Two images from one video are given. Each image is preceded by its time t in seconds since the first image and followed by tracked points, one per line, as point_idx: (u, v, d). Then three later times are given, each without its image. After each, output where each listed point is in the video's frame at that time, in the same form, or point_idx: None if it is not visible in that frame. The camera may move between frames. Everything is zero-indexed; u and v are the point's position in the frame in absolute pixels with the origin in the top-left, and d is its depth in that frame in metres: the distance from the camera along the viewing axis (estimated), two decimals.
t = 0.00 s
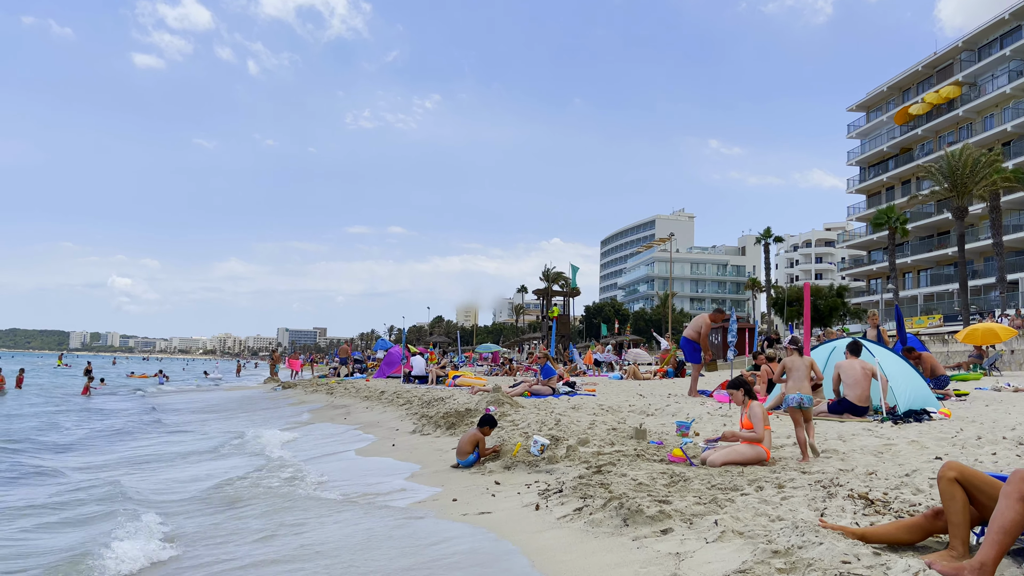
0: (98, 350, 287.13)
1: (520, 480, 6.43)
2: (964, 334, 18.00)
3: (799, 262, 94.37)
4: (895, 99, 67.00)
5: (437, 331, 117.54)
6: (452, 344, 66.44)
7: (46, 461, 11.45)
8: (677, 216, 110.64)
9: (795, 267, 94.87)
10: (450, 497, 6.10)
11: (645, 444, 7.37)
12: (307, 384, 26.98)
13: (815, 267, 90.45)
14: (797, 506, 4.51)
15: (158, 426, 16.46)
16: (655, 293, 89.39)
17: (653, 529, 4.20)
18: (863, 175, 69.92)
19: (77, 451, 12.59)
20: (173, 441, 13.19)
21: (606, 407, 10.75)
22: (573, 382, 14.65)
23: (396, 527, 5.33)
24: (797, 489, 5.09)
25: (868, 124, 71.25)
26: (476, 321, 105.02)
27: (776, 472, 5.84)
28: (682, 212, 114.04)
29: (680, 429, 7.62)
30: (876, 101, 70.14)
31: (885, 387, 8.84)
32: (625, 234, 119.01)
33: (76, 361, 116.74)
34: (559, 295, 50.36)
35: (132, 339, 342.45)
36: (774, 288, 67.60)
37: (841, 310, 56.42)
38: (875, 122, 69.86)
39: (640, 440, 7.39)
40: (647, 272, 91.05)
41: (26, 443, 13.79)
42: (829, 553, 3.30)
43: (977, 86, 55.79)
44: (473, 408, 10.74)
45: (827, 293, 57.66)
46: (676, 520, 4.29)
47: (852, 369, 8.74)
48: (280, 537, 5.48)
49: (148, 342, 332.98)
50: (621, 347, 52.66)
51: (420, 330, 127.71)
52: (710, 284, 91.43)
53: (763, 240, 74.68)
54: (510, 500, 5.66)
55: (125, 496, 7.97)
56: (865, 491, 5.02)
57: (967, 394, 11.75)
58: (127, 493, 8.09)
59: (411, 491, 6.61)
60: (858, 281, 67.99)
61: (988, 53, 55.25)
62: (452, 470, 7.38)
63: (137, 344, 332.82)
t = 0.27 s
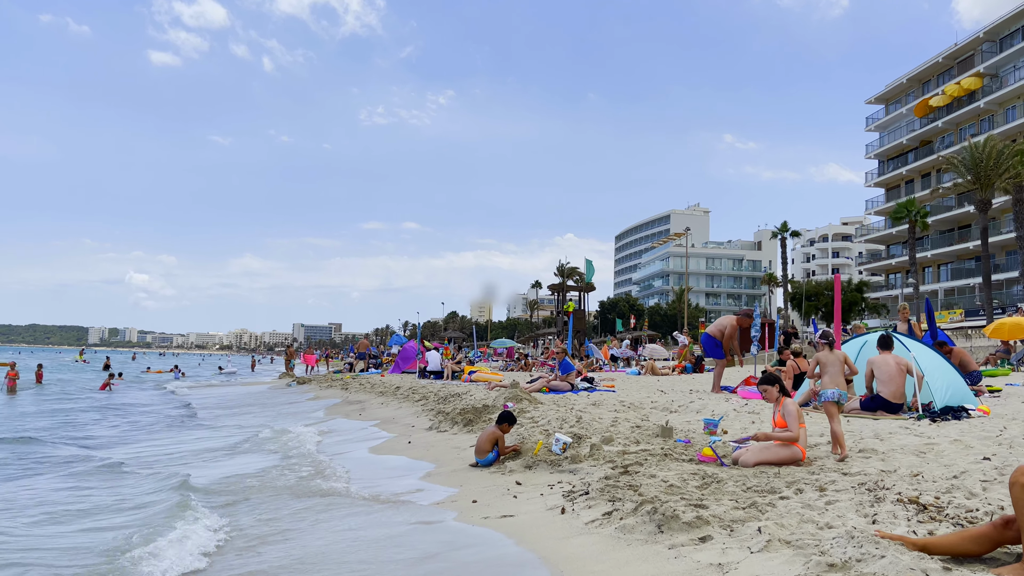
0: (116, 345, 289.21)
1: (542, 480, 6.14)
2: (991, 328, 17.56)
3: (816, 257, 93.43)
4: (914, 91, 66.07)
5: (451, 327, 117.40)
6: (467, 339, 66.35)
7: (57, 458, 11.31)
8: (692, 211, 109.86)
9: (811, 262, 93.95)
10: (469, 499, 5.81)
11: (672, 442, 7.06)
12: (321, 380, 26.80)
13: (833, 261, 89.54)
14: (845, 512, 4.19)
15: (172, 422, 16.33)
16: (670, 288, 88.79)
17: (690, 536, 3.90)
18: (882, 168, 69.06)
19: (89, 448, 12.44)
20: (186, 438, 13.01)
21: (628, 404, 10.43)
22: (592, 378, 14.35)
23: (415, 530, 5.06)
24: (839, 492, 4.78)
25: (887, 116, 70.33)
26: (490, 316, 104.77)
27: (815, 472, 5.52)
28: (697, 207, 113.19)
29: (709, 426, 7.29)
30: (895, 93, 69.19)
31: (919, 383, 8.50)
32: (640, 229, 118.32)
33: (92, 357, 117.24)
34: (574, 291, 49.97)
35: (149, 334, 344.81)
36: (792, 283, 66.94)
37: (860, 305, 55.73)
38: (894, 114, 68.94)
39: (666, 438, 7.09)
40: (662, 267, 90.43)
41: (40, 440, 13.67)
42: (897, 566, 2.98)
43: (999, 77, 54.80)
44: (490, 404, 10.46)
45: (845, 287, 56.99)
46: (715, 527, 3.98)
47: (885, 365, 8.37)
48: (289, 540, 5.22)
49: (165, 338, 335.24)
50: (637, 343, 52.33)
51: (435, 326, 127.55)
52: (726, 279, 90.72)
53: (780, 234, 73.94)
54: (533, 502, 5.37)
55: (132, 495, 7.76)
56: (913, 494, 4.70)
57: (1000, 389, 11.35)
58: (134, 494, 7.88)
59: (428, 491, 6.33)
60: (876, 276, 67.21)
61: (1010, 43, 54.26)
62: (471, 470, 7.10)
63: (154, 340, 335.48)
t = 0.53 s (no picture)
0: (130, 341, 290.99)
1: (561, 485, 5.87)
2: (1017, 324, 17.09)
3: (831, 253, 92.53)
4: (932, 84, 65.17)
5: (464, 323, 117.16)
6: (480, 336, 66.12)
7: (60, 458, 11.09)
8: (706, 206, 109.08)
9: (827, 257, 93.05)
10: (485, 505, 5.53)
11: (695, 444, 6.74)
12: (333, 377, 26.58)
13: (849, 257, 88.67)
14: (890, 525, 3.88)
15: (180, 421, 16.11)
16: (684, 284, 88.19)
17: (726, 551, 3.60)
18: (899, 162, 68.23)
19: (95, 447, 12.24)
20: (194, 437, 12.78)
21: (647, 403, 10.12)
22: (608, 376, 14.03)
23: (427, 538, 4.79)
24: (881, 501, 4.46)
25: (904, 110, 69.45)
26: (503, 313, 104.56)
27: (850, 478, 5.20)
28: (711, 202, 112.36)
29: (734, 427, 6.96)
30: (913, 86, 68.29)
31: (952, 381, 8.13)
32: (653, 224, 117.65)
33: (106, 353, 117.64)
34: (587, 287, 49.55)
35: (163, 331, 346.72)
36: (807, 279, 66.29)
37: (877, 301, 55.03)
38: (912, 108, 68.06)
39: (689, 440, 6.77)
40: (675, 263, 89.82)
41: (43, 439, 13.46)
42: None
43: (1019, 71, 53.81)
44: (504, 403, 10.17)
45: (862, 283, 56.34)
46: (752, 540, 3.68)
47: (917, 363, 8.04)
48: (294, 549, 4.95)
49: (179, 334, 337.02)
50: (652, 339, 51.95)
51: (447, 322, 127.35)
52: (740, 275, 90.01)
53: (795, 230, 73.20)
54: (552, 509, 5.08)
55: (133, 497, 7.50)
56: (962, 504, 4.37)
57: None
58: (137, 496, 7.61)
59: (442, 496, 6.06)
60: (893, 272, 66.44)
61: None
62: (485, 472, 6.82)
63: (169, 336, 337.27)
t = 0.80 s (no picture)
0: (143, 339, 292.46)
1: (574, 488, 5.57)
2: None
3: (845, 249, 91.69)
4: (948, 78, 64.36)
5: (475, 321, 116.97)
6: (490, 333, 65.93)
7: (60, 455, 10.87)
8: (718, 203, 108.40)
9: (840, 254, 92.22)
10: (495, 510, 5.23)
11: (715, 446, 6.42)
12: (343, 374, 26.35)
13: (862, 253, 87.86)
14: (936, 536, 3.55)
15: (185, 419, 15.89)
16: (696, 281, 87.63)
17: (757, 565, 3.30)
18: (914, 157, 67.48)
19: (96, 445, 12.01)
20: (197, 434, 12.54)
21: (663, 401, 9.82)
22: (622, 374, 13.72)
23: (432, 546, 4.50)
24: (922, 509, 4.14)
25: (919, 104, 68.66)
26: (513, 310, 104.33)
27: (883, 484, 4.88)
28: (723, 199, 111.61)
29: (755, 428, 6.64)
30: (928, 80, 67.50)
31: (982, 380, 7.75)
32: (664, 221, 117.04)
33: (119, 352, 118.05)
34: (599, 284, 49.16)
35: (176, 328, 348.24)
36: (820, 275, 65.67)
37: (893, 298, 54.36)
38: (927, 102, 67.27)
39: (709, 441, 6.46)
40: (687, 260, 89.26)
41: (45, 436, 13.26)
42: None
43: None
44: (515, 401, 9.87)
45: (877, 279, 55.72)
46: (785, 553, 3.37)
47: (946, 359, 7.67)
48: (292, 550, 4.67)
49: (192, 332, 338.60)
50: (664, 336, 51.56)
51: (458, 320, 127.14)
52: (752, 272, 89.34)
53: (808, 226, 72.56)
54: (565, 514, 4.78)
55: (128, 490, 7.25)
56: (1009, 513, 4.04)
57: None
58: (133, 488, 7.37)
59: (450, 499, 5.77)
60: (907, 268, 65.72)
61: None
62: (494, 474, 6.52)
63: (181, 334, 338.93)
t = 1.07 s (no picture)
0: (154, 337, 293.24)
1: (588, 497, 5.28)
2: None
3: (855, 247, 91.00)
4: (961, 74, 63.73)
5: (484, 319, 116.69)
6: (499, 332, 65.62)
7: (58, 455, 10.67)
8: (728, 200, 107.76)
9: (851, 252, 91.55)
10: (505, 520, 4.93)
11: (735, 453, 6.10)
12: (351, 373, 26.10)
13: (874, 251, 87.15)
14: (985, 561, 3.25)
15: (188, 419, 15.68)
16: (706, 279, 87.15)
17: None
18: (927, 154, 66.84)
19: (94, 445, 11.79)
20: (198, 433, 12.30)
21: (677, 403, 9.52)
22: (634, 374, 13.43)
23: (437, 563, 4.22)
24: (967, 526, 3.84)
25: (932, 101, 68.04)
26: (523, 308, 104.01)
27: (919, 497, 4.56)
28: (733, 197, 110.89)
29: (776, 435, 6.31)
30: (942, 76, 66.85)
31: (1012, 384, 7.40)
32: (674, 219, 116.46)
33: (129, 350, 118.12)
34: (608, 282, 48.76)
35: (187, 327, 349.53)
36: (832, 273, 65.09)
37: (906, 295, 53.80)
38: (941, 98, 66.62)
39: (729, 448, 6.17)
40: (697, 258, 88.70)
41: (44, 436, 13.05)
42: None
43: None
44: (525, 403, 9.60)
45: (890, 277, 55.16)
46: None
47: (975, 360, 7.32)
48: (290, 566, 4.41)
49: (202, 331, 339.80)
50: (674, 334, 51.18)
51: (467, 318, 126.89)
52: (762, 270, 88.75)
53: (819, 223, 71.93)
54: (578, 528, 4.49)
55: (121, 495, 7.00)
56: None
57: None
58: (127, 493, 7.11)
59: (457, 508, 5.49)
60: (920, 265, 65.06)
61: None
62: (504, 482, 6.22)
63: (192, 332, 340.19)
